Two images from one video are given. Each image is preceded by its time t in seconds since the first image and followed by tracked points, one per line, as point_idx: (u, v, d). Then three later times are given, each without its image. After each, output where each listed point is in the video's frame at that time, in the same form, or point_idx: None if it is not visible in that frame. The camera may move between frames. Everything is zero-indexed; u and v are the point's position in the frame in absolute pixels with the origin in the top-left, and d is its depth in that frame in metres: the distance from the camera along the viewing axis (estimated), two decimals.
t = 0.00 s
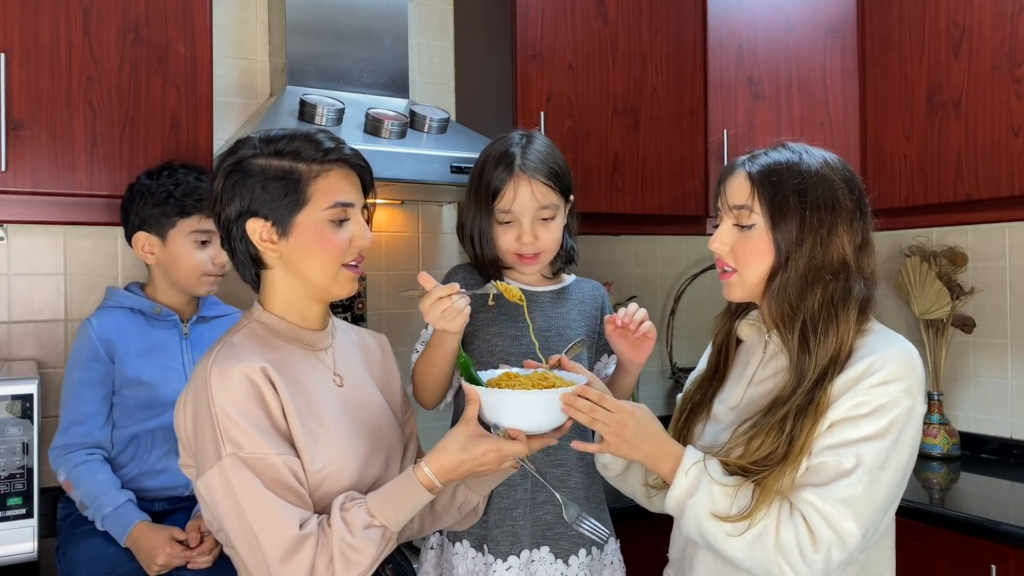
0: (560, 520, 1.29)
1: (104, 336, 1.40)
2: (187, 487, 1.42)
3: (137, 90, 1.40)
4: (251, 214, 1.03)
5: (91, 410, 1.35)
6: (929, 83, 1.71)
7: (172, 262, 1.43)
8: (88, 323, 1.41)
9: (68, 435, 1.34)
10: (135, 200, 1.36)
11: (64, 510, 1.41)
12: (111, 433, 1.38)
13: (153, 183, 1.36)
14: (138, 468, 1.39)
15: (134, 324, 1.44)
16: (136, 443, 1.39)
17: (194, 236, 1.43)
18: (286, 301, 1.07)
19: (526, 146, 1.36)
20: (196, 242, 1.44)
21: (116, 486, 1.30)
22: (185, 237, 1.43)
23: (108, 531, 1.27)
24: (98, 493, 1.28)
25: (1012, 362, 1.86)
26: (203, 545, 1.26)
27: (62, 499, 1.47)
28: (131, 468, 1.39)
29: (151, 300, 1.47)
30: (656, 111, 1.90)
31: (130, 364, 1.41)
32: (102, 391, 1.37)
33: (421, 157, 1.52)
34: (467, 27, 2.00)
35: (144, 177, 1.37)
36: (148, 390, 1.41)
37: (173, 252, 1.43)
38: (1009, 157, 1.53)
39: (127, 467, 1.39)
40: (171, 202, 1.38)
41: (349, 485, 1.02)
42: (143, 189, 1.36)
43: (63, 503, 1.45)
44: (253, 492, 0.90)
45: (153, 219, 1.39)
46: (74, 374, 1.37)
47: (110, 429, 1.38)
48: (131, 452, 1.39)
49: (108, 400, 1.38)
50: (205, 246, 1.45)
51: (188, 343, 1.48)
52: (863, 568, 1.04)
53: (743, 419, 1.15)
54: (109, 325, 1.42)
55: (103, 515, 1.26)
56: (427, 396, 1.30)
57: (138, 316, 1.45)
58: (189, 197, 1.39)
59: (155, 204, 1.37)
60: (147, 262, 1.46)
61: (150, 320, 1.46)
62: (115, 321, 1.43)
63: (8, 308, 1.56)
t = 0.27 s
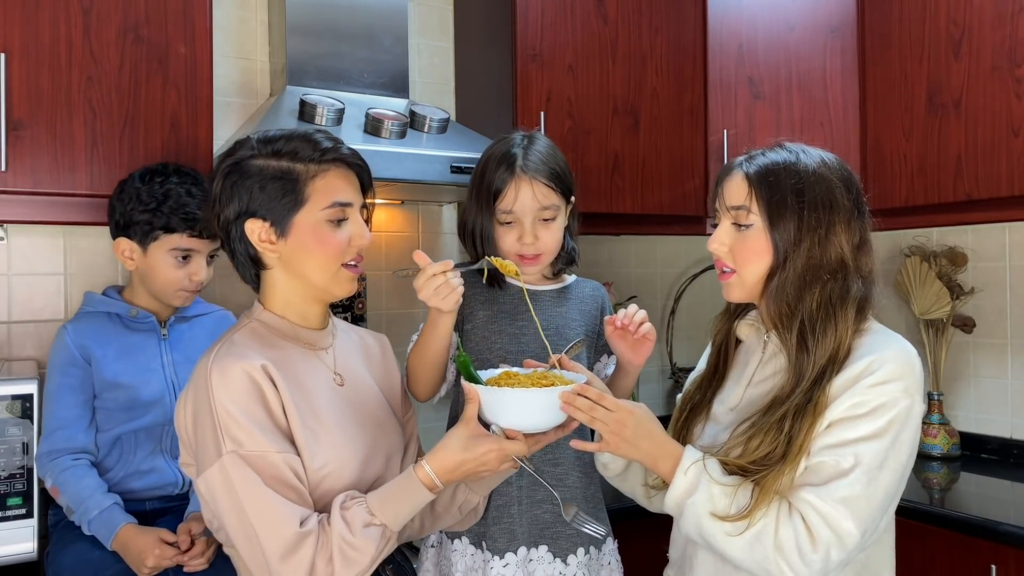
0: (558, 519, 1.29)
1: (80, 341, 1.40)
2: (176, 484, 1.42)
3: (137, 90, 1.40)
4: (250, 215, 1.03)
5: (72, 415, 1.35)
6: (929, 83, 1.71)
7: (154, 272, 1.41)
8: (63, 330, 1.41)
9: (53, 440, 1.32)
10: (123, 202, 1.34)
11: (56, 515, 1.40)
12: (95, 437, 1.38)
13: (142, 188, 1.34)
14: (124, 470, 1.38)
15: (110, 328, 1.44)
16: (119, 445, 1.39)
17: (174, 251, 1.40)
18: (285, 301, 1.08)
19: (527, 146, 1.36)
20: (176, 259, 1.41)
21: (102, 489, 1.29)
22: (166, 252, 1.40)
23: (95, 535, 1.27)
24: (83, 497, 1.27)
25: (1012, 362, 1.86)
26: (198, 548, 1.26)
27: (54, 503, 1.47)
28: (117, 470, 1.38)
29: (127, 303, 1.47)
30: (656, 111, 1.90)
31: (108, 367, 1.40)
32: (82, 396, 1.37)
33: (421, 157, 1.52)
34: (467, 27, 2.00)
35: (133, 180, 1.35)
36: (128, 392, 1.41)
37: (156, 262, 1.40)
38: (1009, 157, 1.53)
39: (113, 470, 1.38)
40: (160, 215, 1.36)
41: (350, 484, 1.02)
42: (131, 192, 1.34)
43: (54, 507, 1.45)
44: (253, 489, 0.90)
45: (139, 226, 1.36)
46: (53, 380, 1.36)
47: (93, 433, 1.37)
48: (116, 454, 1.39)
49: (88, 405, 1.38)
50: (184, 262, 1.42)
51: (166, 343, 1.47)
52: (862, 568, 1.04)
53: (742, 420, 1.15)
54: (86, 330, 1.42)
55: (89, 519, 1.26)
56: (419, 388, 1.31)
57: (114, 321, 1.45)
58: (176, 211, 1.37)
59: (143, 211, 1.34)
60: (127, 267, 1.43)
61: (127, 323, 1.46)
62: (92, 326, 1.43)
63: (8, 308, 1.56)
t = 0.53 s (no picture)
0: (554, 518, 1.29)
1: (75, 344, 1.40)
2: (177, 484, 1.42)
3: (137, 91, 1.40)
4: (249, 215, 1.03)
5: (68, 418, 1.35)
6: (930, 83, 1.70)
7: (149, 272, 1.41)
8: (57, 333, 1.41)
9: (49, 443, 1.32)
10: (114, 202, 1.34)
11: (55, 515, 1.40)
12: (93, 440, 1.38)
13: (132, 188, 1.34)
14: (123, 471, 1.38)
15: (105, 330, 1.43)
16: (118, 447, 1.39)
17: (167, 250, 1.41)
18: (286, 301, 1.08)
19: (527, 145, 1.36)
20: (169, 258, 1.42)
21: (102, 491, 1.29)
22: (160, 251, 1.41)
23: (94, 536, 1.27)
24: (82, 500, 1.27)
25: (1012, 362, 1.86)
26: (198, 549, 1.26)
27: (52, 504, 1.47)
28: (116, 471, 1.38)
29: (121, 305, 1.47)
30: (656, 111, 1.90)
31: (103, 369, 1.40)
32: (79, 399, 1.37)
33: (421, 157, 1.52)
34: (467, 27, 2.00)
35: (126, 180, 1.35)
36: (125, 394, 1.41)
37: (150, 262, 1.41)
38: (1009, 157, 1.53)
39: (112, 472, 1.38)
40: (151, 215, 1.36)
41: (350, 484, 1.02)
42: (121, 193, 1.34)
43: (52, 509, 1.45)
44: (254, 489, 0.90)
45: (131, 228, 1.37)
46: (48, 384, 1.36)
47: (90, 435, 1.37)
48: (114, 456, 1.39)
49: (86, 408, 1.38)
50: (178, 262, 1.43)
51: (161, 344, 1.47)
52: (862, 568, 1.04)
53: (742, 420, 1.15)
54: (80, 333, 1.42)
55: (89, 520, 1.26)
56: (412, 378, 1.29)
57: (109, 323, 1.45)
58: (168, 211, 1.37)
59: (134, 211, 1.35)
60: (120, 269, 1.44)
61: (122, 324, 1.46)
62: (87, 328, 1.43)
63: (8, 308, 1.56)
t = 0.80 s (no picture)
0: (551, 517, 1.29)
1: (75, 344, 1.40)
2: (177, 484, 1.42)
3: (137, 91, 1.40)
4: (247, 216, 1.03)
5: (68, 418, 1.34)
6: (930, 83, 1.71)
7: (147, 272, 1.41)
8: (56, 334, 1.41)
9: (49, 444, 1.32)
10: (109, 201, 1.34)
11: (55, 515, 1.40)
12: (93, 440, 1.38)
13: (128, 188, 1.34)
14: (123, 471, 1.38)
15: (105, 331, 1.43)
16: (118, 446, 1.39)
17: (164, 249, 1.41)
18: (284, 302, 1.08)
19: (528, 145, 1.36)
20: (167, 257, 1.42)
21: (102, 491, 1.29)
22: (156, 251, 1.41)
23: (95, 536, 1.27)
24: (82, 500, 1.27)
25: (1012, 362, 1.86)
26: (198, 550, 1.26)
27: (52, 504, 1.47)
28: (116, 471, 1.38)
29: (120, 305, 1.47)
30: (656, 111, 1.90)
31: (103, 370, 1.40)
32: (79, 399, 1.37)
33: (421, 157, 1.52)
34: (467, 27, 2.00)
35: (120, 179, 1.34)
36: (125, 394, 1.41)
37: (147, 261, 1.41)
38: (1009, 157, 1.53)
39: (112, 472, 1.38)
40: (146, 216, 1.36)
41: (350, 485, 1.02)
42: (117, 193, 1.34)
43: (51, 509, 1.44)
44: (254, 491, 0.90)
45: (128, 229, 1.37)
46: (47, 385, 1.36)
47: (90, 435, 1.37)
48: (115, 455, 1.39)
49: (86, 408, 1.37)
50: (175, 260, 1.43)
51: (161, 344, 1.47)
52: (859, 567, 1.04)
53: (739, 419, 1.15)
54: (80, 333, 1.41)
55: (90, 520, 1.26)
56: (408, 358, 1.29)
57: (109, 323, 1.44)
58: (163, 209, 1.37)
59: (130, 211, 1.34)
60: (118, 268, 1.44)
61: (121, 325, 1.45)
62: (87, 329, 1.42)
63: (8, 308, 1.56)
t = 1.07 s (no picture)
0: (547, 516, 1.29)
1: (75, 345, 1.40)
2: (177, 485, 1.42)
3: (137, 91, 1.40)
4: (245, 216, 1.03)
5: (68, 418, 1.34)
6: (930, 83, 1.70)
7: (147, 271, 1.42)
8: (56, 334, 1.41)
9: (50, 444, 1.32)
10: (107, 203, 1.34)
11: (55, 515, 1.40)
12: (94, 440, 1.38)
13: (127, 188, 1.34)
14: (123, 471, 1.38)
15: (105, 331, 1.43)
16: (118, 446, 1.39)
17: (164, 249, 1.41)
18: (283, 302, 1.08)
19: (527, 145, 1.36)
20: (167, 256, 1.42)
21: (102, 491, 1.29)
22: (155, 250, 1.41)
23: (95, 536, 1.27)
24: (82, 500, 1.27)
25: (1012, 362, 1.86)
26: (197, 551, 1.26)
27: (52, 504, 1.47)
28: (116, 471, 1.38)
29: (121, 305, 1.47)
30: (656, 111, 1.90)
31: (103, 370, 1.40)
32: (79, 399, 1.37)
33: (421, 156, 1.52)
34: (467, 26, 2.00)
35: (117, 178, 1.34)
36: (125, 394, 1.41)
37: (147, 261, 1.41)
38: (1009, 157, 1.53)
39: (112, 472, 1.38)
40: (143, 214, 1.36)
41: (350, 485, 1.02)
42: (115, 193, 1.34)
43: (51, 509, 1.45)
44: (254, 493, 0.90)
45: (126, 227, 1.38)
46: (47, 385, 1.36)
47: (90, 435, 1.37)
48: (115, 456, 1.39)
49: (86, 408, 1.37)
50: (175, 259, 1.43)
51: (161, 344, 1.47)
52: (856, 567, 1.03)
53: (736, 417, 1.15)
54: (80, 334, 1.41)
55: (90, 520, 1.26)
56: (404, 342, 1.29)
57: (109, 323, 1.45)
58: (161, 208, 1.37)
59: (128, 210, 1.35)
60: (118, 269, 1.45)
61: (122, 325, 1.45)
62: (87, 329, 1.42)
63: (8, 308, 1.56)
